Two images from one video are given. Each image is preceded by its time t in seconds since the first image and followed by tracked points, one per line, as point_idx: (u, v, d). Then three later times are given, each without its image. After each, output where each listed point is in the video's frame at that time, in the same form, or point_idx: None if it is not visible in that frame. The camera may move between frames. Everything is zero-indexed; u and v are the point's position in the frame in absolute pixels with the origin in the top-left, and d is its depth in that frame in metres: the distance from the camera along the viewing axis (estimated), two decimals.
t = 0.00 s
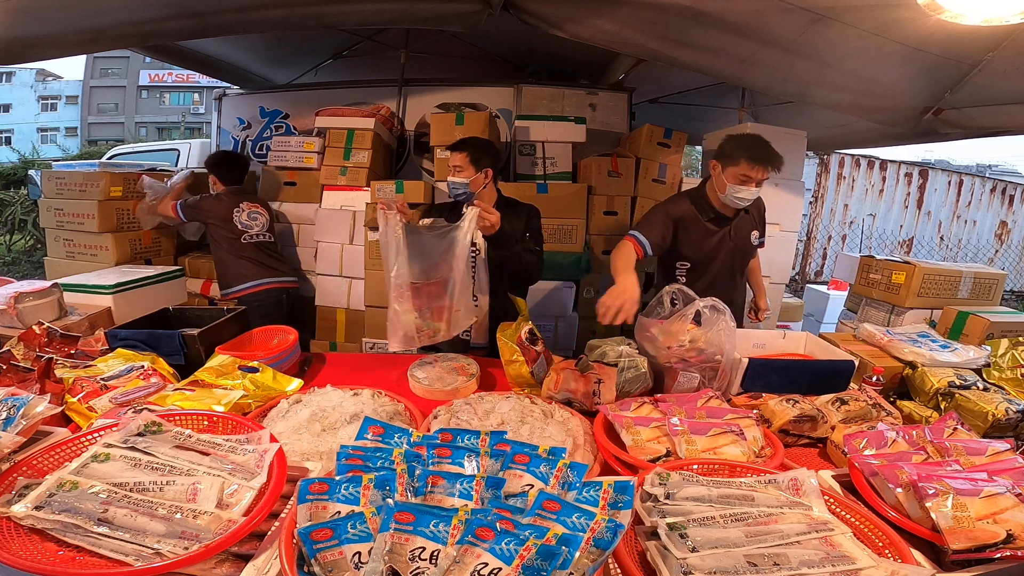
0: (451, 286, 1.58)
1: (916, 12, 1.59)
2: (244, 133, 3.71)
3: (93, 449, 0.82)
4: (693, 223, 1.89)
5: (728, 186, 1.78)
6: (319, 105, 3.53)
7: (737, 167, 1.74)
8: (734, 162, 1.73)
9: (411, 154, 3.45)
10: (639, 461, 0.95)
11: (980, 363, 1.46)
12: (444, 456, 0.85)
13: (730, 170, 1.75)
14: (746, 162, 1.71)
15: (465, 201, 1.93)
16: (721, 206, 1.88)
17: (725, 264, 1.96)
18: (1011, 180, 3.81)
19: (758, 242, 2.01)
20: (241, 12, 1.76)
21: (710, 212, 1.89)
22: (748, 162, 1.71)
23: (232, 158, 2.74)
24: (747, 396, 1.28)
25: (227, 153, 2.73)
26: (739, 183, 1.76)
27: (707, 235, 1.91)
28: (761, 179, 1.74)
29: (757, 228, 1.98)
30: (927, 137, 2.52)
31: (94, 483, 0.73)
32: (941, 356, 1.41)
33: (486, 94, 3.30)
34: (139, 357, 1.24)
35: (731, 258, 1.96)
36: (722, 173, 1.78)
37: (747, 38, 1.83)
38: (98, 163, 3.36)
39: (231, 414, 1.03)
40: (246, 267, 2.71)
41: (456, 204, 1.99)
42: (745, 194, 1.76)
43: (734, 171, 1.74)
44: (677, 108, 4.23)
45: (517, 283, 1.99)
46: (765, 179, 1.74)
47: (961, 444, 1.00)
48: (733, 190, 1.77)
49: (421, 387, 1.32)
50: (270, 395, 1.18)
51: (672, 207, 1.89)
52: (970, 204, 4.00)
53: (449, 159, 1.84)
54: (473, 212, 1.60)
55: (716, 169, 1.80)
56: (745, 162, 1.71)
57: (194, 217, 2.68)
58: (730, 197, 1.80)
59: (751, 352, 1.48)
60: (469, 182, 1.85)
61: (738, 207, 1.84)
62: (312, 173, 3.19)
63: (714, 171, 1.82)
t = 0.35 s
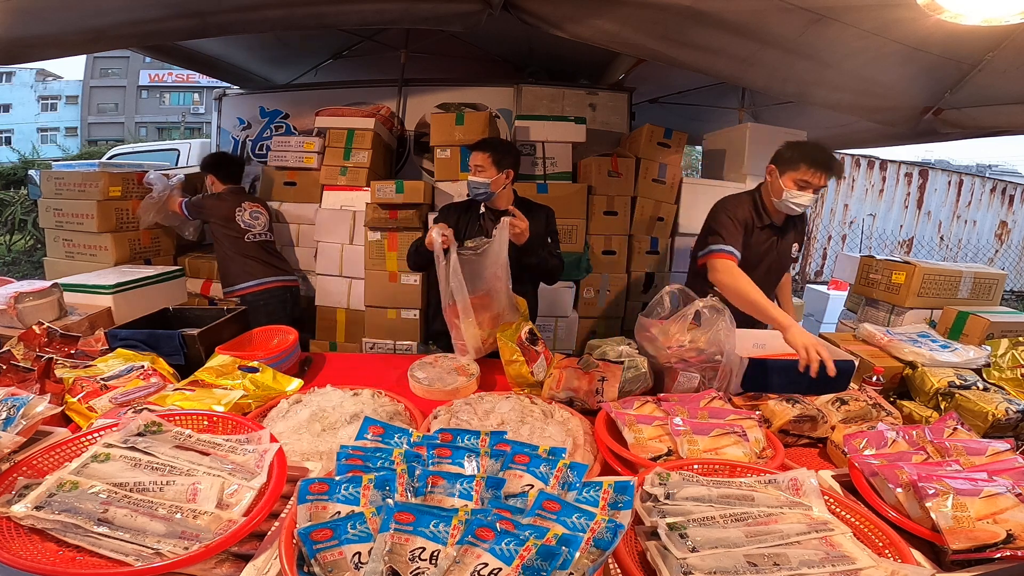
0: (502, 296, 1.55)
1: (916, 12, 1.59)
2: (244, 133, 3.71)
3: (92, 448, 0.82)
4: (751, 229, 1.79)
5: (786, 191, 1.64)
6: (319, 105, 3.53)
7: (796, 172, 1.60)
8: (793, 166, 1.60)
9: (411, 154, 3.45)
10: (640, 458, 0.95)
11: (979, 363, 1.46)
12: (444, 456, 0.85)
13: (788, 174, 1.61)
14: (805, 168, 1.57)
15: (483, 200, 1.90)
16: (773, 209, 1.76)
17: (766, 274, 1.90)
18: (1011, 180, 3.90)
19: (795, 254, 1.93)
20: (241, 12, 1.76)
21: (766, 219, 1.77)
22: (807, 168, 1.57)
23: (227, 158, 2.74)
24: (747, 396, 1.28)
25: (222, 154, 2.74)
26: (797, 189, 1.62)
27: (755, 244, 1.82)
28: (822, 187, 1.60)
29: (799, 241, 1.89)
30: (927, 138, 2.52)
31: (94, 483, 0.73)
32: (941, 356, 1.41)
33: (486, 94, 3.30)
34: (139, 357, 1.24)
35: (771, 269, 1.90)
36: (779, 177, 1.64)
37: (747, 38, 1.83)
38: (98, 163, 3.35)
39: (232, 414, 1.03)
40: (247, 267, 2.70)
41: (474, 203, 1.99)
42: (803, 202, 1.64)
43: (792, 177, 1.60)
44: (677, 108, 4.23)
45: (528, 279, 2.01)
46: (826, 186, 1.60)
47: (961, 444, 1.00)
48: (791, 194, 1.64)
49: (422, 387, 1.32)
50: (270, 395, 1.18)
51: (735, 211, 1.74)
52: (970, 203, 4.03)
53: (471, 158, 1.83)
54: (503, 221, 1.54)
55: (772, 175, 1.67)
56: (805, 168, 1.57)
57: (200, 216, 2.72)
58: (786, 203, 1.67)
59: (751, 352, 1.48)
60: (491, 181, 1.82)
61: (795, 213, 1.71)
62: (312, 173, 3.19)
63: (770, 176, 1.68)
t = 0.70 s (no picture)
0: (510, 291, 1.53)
1: (916, 12, 1.59)
2: (244, 133, 3.71)
3: (92, 448, 0.82)
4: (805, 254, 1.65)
5: (843, 217, 1.53)
6: (319, 105, 3.53)
7: (854, 198, 1.49)
8: (851, 192, 1.49)
9: (411, 154, 3.45)
10: (640, 458, 0.95)
11: (980, 363, 1.46)
12: (444, 456, 0.85)
13: (846, 201, 1.50)
14: (865, 194, 1.47)
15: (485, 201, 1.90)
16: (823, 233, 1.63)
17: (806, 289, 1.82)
18: (1010, 180, 3.93)
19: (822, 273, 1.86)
20: (241, 12, 1.76)
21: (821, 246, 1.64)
22: (867, 194, 1.47)
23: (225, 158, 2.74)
24: (747, 396, 1.28)
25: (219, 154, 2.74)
26: (855, 216, 1.51)
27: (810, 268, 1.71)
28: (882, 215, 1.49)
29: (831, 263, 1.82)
30: (928, 138, 2.52)
31: (94, 483, 0.73)
32: (941, 356, 1.41)
33: (486, 94, 3.30)
34: (139, 357, 1.24)
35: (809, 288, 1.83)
36: (836, 203, 1.52)
37: (747, 38, 1.83)
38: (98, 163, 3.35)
39: (231, 414, 1.03)
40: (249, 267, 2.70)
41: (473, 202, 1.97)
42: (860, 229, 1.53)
43: (851, 203, 1.49)
44: (677, 108, 4.23)
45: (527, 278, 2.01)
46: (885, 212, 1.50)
47: (961, 444, 1.00)
48: (847, 221, 1.53)
49: (421, 388, 1.32)
50: (270, 395, 1.18)
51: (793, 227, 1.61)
52: (970, 203, 4.01)
53: (472, 159, 1.81)
54: (511, 219, 1.55)
55: (826, 201, 1.56)
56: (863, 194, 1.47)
57: (205, 216, 2.74)
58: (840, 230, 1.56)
59: (751, 352, 1.48)
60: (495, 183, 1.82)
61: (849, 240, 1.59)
62: (312, 173, 3.18)
63: (824, 202, 1.56)
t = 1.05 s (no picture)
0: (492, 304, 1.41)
1: (916, 12, 1.59)
2: (244, 133, 3.71)
3: (92, 448, 0.82)
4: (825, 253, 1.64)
5: (875, 221, 1.57)
6: (319, 105, 3.53)
7: (889, 205, 1.53)
8: (887, 197, 1.53)
9: (411, 154, 3.45)
10: (640, 458, 0.95)
11: (980, 363, 1.46)
12: (444, 456, 0.85)
13: (881, 206, 1.54)
14: (901, 200, 1.52)
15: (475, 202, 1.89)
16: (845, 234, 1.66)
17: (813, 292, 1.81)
18: (1010, 180, 3.96)
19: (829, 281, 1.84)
20: (241, 12, 1.76)
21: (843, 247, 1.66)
22: (902, 201, 1.52)
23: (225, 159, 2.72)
24: (747, 396, 1.28)
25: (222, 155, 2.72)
26: (887, 220, 1.56)
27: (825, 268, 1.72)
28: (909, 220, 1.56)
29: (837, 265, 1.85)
30: (928, 137, 2.52)
31: (94, 483, 0.73)
32: (941, 356, 1.41)
33: (486, 94, 3.30)
34: (139, 358, 1.24)
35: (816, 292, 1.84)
36: (871, 207, 1.55)
37: (747, 38, 1.83)
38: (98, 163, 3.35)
39: (232, 414, 1.03)
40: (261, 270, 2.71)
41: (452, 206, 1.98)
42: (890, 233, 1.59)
43: (884, 208, 1.54)
44: (677, 108, 4.23)
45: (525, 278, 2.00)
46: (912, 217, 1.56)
47: (961, 444, 0.99)
48: (879, 225, 1.58)
49: (421, 390, 1.32)
50: (270, 396, 1.18)
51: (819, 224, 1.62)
52: (970, 204, 4.00)
53: (466, 162, 1.79)
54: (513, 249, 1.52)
55: (858, 205, 1.58)
56: (899, 199, 1.52)
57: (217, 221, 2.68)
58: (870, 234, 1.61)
59: (752, 352, 1.48)
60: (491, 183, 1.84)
61: (874, 242, 1.67)
62: (312, 173, 3.17)
63: (857, 207, 1.58)
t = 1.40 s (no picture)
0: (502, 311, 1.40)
1: (915, 12, 1.59)
2: (244, 133, 3.71)
3: (92, 448, 0.82)
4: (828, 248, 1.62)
5: (885, 219, 1.56)
6: (319, 105, 3.53)
7: (899, 201, 1.53)
8: (896, 194, 1.53)
9: (411, 154, 3.45)
10: (640, 458, 0.95)
11: (980, 363, 1.46)
12: (444, 456, 0.85)
13: (891, 203, 1.54)
14: (909, 196, 1.52)
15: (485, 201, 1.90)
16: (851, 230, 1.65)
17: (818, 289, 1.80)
18: (1010, 180, 3.96)
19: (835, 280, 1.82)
20: (241, 12, 1.76)
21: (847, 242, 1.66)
22: (910, 197, 1.52)
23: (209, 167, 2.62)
24: (747, 396, 1.28)
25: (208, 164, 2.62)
26: (897, 217, 1.55)
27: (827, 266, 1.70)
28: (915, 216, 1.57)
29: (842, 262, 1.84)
30: (928, 137, 2.52)
31: (94, 483, 0.73)
32: (941, 356, 1.41)
33: (486, 94, 3.30)
34: (139, 358, 1.24)
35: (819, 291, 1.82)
36: (880, 205, 1.54)
37: (747, 38, 1.83)
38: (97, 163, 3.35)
39: (232, 414, 1.03)
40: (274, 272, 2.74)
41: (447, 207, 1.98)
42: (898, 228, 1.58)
43: (893, 206, 1.54)
44: (676, 108, 4.23)
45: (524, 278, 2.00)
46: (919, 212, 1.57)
47: (961, 444, 1.00)
48: (889, 223, 1.57)
49: (422, 390, 1.32)
50: (270, 395, 1.18)
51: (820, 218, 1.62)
52: (971, 203, 4.00)
53: (484, 162, 1.80)
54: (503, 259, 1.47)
55: (865, 203, 1.57)
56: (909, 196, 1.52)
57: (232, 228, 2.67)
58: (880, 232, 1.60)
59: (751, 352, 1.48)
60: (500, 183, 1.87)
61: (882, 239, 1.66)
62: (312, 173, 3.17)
63: (865, 205, 1.57)
